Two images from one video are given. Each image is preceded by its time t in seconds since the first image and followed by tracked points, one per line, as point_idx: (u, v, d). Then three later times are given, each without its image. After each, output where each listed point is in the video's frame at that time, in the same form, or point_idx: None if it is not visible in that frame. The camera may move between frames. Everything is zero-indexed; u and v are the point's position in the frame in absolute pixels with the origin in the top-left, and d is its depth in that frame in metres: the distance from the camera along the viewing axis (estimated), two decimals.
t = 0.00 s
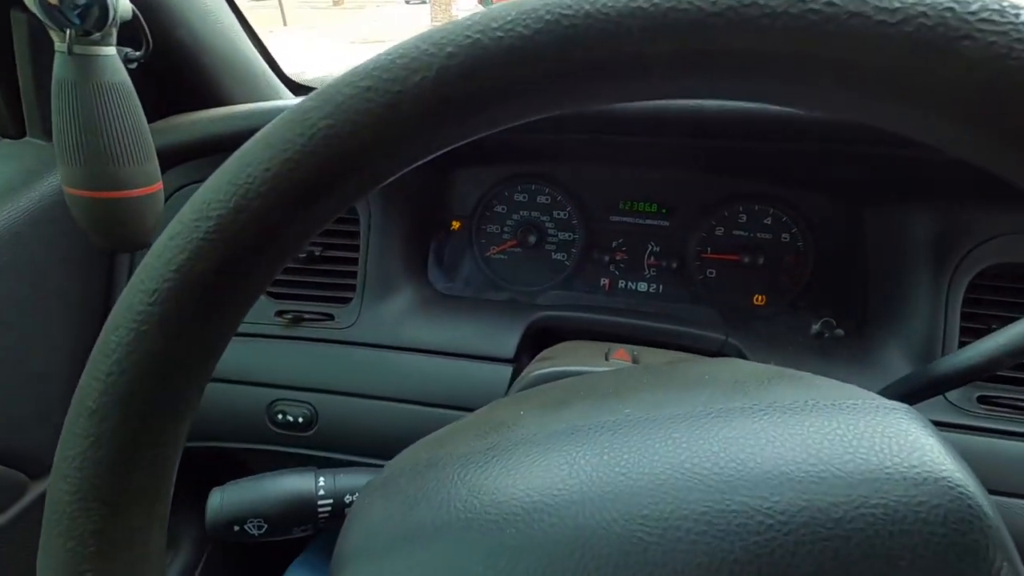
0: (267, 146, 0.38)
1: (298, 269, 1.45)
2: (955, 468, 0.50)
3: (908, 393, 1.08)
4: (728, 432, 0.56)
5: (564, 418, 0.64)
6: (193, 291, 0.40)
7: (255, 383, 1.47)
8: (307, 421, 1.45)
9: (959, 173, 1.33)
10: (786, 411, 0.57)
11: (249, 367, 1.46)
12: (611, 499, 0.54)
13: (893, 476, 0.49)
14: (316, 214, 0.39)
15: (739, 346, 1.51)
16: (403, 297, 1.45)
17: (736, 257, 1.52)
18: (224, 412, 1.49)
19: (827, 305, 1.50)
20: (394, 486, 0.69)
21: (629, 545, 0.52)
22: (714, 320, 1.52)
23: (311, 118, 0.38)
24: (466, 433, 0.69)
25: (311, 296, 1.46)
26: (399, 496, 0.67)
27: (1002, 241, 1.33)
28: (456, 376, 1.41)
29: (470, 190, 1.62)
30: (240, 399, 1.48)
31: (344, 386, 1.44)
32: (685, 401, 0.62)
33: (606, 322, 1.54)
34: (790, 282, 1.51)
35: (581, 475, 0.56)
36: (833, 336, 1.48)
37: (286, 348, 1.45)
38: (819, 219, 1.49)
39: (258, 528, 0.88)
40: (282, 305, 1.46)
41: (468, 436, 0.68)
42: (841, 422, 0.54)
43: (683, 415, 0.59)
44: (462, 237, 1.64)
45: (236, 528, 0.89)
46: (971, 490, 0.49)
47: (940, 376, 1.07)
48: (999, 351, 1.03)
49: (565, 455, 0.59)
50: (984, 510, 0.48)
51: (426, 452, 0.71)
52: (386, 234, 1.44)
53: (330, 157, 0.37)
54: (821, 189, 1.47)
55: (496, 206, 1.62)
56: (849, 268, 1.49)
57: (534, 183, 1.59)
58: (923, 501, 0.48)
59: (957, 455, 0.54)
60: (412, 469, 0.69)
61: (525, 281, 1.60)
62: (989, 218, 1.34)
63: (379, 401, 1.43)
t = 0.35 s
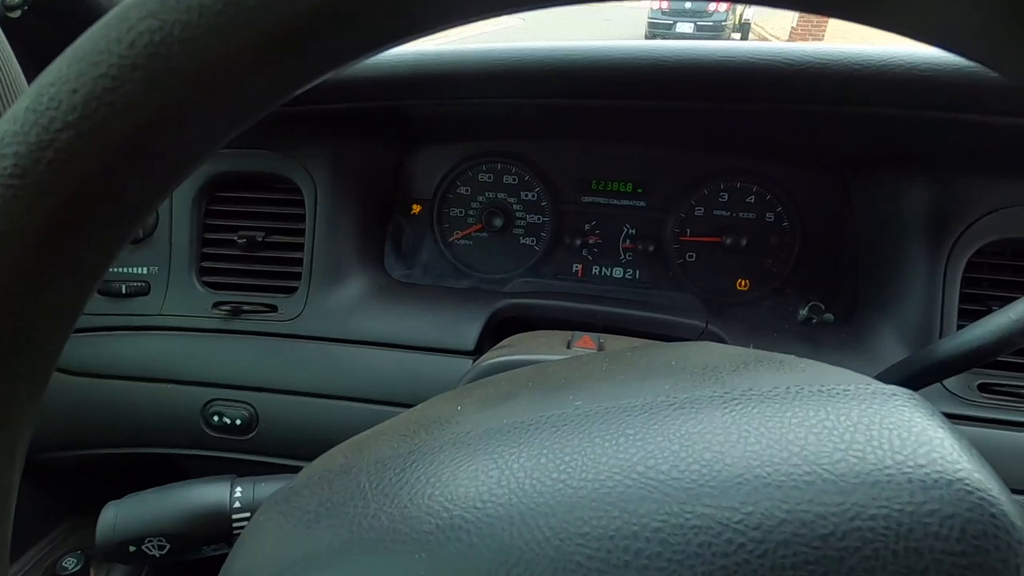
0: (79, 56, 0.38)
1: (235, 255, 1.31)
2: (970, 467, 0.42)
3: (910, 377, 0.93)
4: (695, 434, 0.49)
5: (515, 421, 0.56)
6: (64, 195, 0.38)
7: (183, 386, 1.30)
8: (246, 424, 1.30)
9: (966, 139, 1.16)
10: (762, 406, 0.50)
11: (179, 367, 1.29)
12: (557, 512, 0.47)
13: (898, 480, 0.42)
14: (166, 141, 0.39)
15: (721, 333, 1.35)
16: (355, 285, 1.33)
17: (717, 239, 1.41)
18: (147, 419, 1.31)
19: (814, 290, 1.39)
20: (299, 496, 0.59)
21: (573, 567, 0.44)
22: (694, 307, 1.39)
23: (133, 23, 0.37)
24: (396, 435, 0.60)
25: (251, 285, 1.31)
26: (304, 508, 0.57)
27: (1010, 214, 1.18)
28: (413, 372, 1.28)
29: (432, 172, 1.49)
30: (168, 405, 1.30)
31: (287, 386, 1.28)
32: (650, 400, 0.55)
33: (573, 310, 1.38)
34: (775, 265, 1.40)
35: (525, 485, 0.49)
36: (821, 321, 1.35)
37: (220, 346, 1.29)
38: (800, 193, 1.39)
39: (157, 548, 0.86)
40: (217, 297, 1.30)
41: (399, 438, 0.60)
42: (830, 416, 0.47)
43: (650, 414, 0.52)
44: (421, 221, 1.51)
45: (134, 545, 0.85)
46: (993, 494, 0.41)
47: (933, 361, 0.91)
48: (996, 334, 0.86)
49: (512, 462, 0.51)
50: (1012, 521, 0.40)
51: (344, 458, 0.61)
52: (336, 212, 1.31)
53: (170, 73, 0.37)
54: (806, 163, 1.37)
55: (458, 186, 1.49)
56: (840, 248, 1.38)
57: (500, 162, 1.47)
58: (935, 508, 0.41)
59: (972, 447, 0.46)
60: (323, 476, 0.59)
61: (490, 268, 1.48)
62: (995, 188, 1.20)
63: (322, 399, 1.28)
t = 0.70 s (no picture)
0: None
1: (170, 247, 1.30)
2: (978, 475, 0.32)
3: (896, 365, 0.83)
4: (631, 436, 0.38)
5: (420, 422, 0.46)
6: None
7: (122, 387, 1.28)
8: (176, 432, 1.27)
9: (962, 105, 1.05)
10: (716, 400, 0.40)
11: (113, 367, 1.28)
12: (452, 541, 0.36)
13: (888, 496, 0.32)
14: None
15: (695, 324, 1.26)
16: (300, 275, 1.30)
17: (694, 223, 1.30)
18: (81, 423, 1.29)
19: (798, 277, 1.28)
20: (150, 522, 0.47)
21: None
22: (669, 297, 1.29)
23: None
24: (281, 442, 0.50)
25: (187, 277, 1.29)
26: (153, 534, 0.46)
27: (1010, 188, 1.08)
28: (364, 368, 1.23)
29: (387, 154, 1.40)
30: (103, 407, 1.28)
31: (227, 387, 1.25)
32: (582, 394, 0.45)
33: (539, 301, 1.28)
34: (754, 249, 1.29)
35: (417, 505, 0.39)
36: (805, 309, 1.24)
37: (158, 343, 1.27)
38: (784, 171, 1.28)
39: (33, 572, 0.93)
40: (153, 292, 1.29)
41: (281, 445, 0.49)
42: (799, 410, 0.37)
43: (580, 415, 0.42)
44: (377, 208, 1.41)
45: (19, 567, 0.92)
46: (1014, 509, 0.31)
47: (929, 348, 0.79)
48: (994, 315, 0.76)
49: (407, 475, 0.41)
50: None
51: (213, 471, 0.50)
52: (274, 202, 1.27)
53: None
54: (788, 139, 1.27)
55: (415, 170, 1.39)
56: (828, 233, 1.27)
57: (460, 143, 1.37)
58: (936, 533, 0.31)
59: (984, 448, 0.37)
60: (183, 496, 0.48)
61: (450, 258, 1.37)
62: (996, 159, 1.09)
63: (264, 399, 1.25)
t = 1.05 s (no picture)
0: None
1: (151, 249, 1.29)
2: (950, 464, 0.31)
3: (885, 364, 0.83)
4: (598, 437, 0.37)
5: (387, 427, 0.45)
6: None
7: (100, 393, 1.26)
8: (156, 437, 1.25)
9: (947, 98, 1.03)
10: (685, 398, 0.39)
11: (91, 372, 1.26)
12: (413, 549, 0.35)
13: (851, 488, 0.31)
14: None
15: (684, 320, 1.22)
16: (282, 276, 1.29)
17: (680, 220, 1.29)
18: (59, 429, 1.28)
19: (785, 273, 1.27)
20: (112, 538, 0.46)
21: None
22: (658, 295, 1.27)
23: None
24: (245, 452, 0.48)
25: (167, 279, 1.29)
26: (115, 546, 0.45)
27: (994, 180, 1.07)
28: (345, 370, 1.21)
29: (370, 152, 1.40)
30: (82, 413, 1.27)
31: (207, 391, 1.24)
32: (552, 395, 0.44)
33: (525, 300, 1.27)
34: (739, 245, 1.29)
35: (378, 513, 0.37)
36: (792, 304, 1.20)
37: (136, 348, 1.25)
38: (768, 166, 1.29)
39: None
40: (132, 295, 1.28)
41: (249, 455, 0.48)
42: (769, 406, 0.36)
43: (547, 419, 0.40)
44: (361, 208, 1.40)
45: None
46: (984, 501, 0.30)
47: (917, 348, 0.79)
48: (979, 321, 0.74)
49: (369, 482, 0.40)
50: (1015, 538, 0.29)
51: (181, 483, 0.49)
52: (258, 202, 1.26)
53: None
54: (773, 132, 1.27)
55: (400, 169, 1.39)
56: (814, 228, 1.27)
57: (444, 142, 1.36)
58: (901, 528, 0.29)
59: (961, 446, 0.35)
60: (150, 509, 0.47)
61: (436, 258, 1.37)
62: (980, 151, 1.07)
63: (244, 402, 1.22)
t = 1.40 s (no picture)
0: None
1: (131, 257, 1.30)
2: (905, 483, 0.32)
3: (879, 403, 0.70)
4: (564, 450, 0.37)
5: (357, 436, 0.45)
6: None
7: (80, 402, 1.26)
8: (137, 446, 1.25)
9: (923, 104, 1.04)
10: (651, 411, 0.39)
11: (70, 381, 1.26)
12: (377, 561, 0.35)
13: (808, 506, 0.31)
14: None
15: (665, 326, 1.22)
16: (264, 284, 1.30)
17: (663, 224, 1.30)
18: (38, 439, 1.27)
19: (764, 276, 1.28)
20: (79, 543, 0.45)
21: None
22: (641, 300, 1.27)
23: None
24: (217, 459, 0.48)
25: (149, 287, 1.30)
26: (79, 553, 0.44)
27: (971, 183, 1.07)
28: (327, 378, 1.21)
29: (352, 159, 1.40)
30: (62, 423, 1.26)
31: (189, 399, 1.24)
32: (522, 406, 0.44)
33: (507, 306, 1.27)
34: (722, 249, 1.29)
35: (345, 526, 0.37)
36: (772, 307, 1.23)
37: (117, 357, 1.25)
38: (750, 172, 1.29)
39: None
40: (113, 304, 1.29)
41: (218, 464, 0.47)
42: (733, 419, 0.36)
43: (517, 431, 0.40)
44: (346, 215, 1.40)
45: None
46: (935, 521, 0.30)
47: (920, 388, 0.67)
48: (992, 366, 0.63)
49: (337, 494, 0.40)
50: (963, 559, 0.29)
51: (150, 492, 0.49)
52: (240, 210, 1.28)
53: None
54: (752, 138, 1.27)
55: (382, 175, 1.39)
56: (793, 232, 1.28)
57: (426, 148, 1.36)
58: (854, 545, 0.30)
59: (922, 469, 0.36)
60: (114, 519, 0.46)
61: (419, 263, 1.37)
62: (956, 155, 1.08)
63: (226, 411, 1.22)
